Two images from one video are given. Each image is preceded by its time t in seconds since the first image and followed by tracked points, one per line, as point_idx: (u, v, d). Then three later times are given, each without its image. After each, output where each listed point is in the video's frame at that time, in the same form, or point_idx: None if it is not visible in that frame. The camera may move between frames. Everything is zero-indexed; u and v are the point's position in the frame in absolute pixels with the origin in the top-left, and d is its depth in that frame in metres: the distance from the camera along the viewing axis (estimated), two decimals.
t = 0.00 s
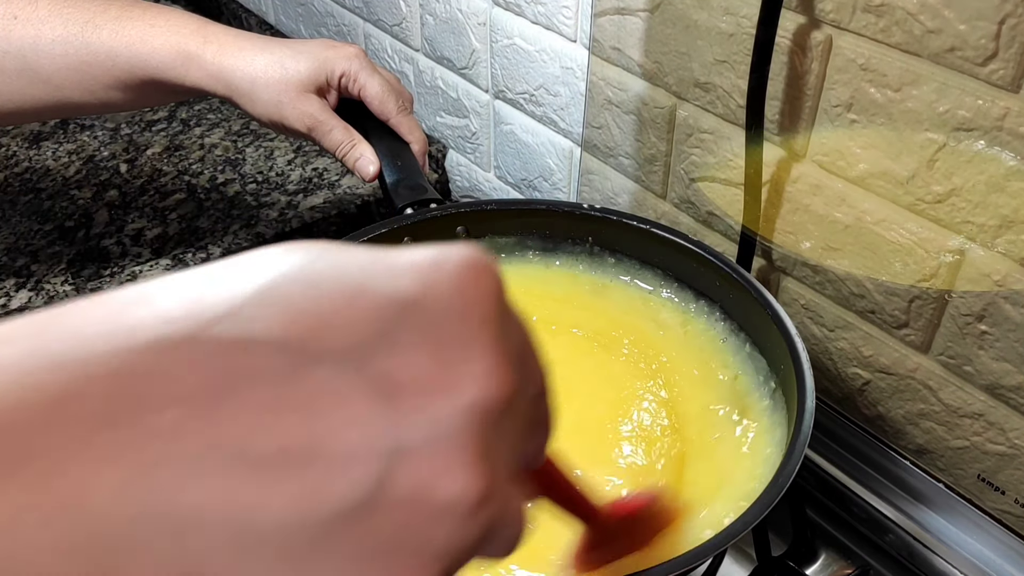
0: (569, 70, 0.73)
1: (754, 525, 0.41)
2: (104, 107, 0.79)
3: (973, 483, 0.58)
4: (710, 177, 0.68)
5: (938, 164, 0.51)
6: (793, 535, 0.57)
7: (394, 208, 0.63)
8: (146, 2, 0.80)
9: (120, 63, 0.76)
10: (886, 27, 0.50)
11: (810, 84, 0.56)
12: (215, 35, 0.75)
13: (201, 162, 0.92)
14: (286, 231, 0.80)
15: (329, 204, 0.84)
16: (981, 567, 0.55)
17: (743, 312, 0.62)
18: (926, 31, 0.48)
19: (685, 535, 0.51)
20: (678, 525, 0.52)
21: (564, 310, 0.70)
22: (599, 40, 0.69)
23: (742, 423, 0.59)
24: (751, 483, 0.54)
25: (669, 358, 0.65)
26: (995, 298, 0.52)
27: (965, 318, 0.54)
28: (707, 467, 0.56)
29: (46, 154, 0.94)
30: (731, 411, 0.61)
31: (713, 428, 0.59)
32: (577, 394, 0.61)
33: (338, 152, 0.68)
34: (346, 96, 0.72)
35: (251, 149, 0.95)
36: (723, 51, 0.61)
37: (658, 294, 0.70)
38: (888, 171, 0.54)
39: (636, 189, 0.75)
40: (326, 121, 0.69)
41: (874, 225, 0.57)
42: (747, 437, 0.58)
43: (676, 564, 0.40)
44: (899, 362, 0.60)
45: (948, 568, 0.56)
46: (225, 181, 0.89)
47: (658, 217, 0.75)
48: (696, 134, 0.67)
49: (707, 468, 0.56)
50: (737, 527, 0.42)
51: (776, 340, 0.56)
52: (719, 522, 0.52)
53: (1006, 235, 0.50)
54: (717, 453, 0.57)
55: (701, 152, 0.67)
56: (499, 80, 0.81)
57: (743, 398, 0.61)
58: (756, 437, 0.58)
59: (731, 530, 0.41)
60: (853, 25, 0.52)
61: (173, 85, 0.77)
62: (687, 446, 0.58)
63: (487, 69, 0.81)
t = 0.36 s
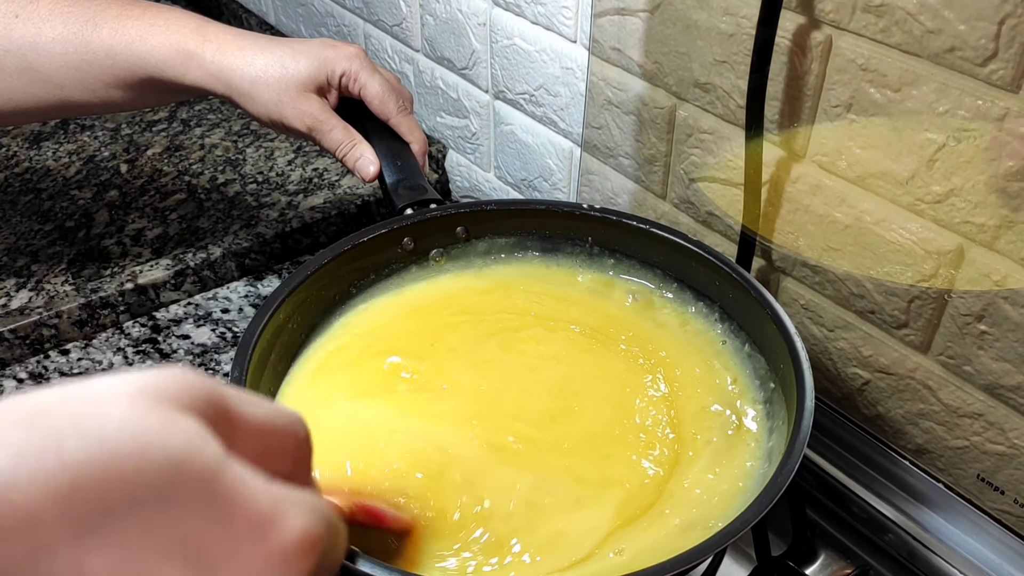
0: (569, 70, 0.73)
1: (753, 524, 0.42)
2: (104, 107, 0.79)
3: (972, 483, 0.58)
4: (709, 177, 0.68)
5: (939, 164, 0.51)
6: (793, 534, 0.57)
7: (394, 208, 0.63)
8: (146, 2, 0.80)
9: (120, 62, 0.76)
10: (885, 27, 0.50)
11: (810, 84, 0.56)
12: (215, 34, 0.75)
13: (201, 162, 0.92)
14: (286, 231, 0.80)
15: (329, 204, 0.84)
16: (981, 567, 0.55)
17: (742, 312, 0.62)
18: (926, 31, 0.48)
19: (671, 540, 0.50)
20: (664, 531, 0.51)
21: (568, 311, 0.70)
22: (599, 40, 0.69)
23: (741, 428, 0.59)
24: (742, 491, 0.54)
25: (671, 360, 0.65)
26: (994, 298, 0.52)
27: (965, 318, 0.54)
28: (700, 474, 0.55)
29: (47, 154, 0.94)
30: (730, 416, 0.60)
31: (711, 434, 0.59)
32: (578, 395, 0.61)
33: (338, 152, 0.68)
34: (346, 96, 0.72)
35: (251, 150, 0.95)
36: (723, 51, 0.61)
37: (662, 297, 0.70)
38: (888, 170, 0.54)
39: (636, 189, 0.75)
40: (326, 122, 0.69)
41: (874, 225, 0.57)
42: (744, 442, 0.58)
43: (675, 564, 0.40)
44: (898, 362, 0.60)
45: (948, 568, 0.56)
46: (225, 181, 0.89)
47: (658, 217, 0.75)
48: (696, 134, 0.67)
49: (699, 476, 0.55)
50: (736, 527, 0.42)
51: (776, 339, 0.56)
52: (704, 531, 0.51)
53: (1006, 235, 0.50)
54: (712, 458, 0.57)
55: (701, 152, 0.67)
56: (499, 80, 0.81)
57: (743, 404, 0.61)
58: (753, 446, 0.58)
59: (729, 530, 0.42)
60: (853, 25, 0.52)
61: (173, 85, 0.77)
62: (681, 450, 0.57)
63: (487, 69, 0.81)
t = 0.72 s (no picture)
0: (569, 70, 0.73)
1: (753, 525, 0.42)
2: (104, 107, 0.80)
3: (972, 483, 0.58)
4: (709, 177, 0.68)
5: (938, 164, 0.51)
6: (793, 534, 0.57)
7: (394, 208, 0.64)
8: (147, 3, 0.80)
9: (121, 63, 0.76)
10: (885, 27, 0.50)
11: (810, 84, 0.56)
12: (215, 35, 0.75)
13: (201, 162, 0.92)
14: (286, 231, 0.80)
15: (330, 204, 0.84)
16: (981, 567, 0.55)
17: (742, 313, 0.62)
18: (925, 31, 0.48)
19: (661, 545, 0.50)
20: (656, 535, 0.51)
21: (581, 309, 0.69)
22: (599, 40, 0.69)
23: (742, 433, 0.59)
24: (739, 497, 0.54)
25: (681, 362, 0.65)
26: (994, 298, 0.52)
27: (964, 318, 0.54)
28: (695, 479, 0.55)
29: (47, 154, 0.95)
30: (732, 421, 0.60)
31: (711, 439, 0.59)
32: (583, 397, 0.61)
33: (338, 153, 0.68)
34: (346, 95, 0.72)
35: (252, 150, 0.95)
36: (723, 51, 0.61)
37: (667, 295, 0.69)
38: (887, 171, 0.54)
39: (636, 190, 0.76)
40: (326, 122, 0.69)
41: (873, 226, 0.57)
42: (744, 444, 0.58)
43: (676, 564, 0.40)
44: (898, 362, 0.60)
45: (948, 568, 0.55)
46: (225, 182, 0.89)
47: (658, 217, 0.75)
48: (695, 134, 0.67)
49: (694, 481, 0.55)
50: (736, 527, 0.42)
51: (776, 339, 0.56)
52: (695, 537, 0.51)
53: (1006, 235, 0.50)
54: (711, 461, 0.57)
55: (701, 152, 0.67)
56: (499, 80, 0.81)
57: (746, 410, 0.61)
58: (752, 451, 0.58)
59: (730, 530, 0.42)
60: (853, 25, 0.52)
61: (174, 85, 0.77)
62: (684, 451, 0.57)
63: (487, 69, 0.81)
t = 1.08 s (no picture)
0: (569, 70, 0.73)
1: (753, 526, 0.41)
2: (105, 107, 0.80)
3: (972, 483, 0.59)
4: (709, 177, 0.68)
5: (938, 164, 0.51)
6: (793, 534, 0.57)
7: (395, 208, 0.64)
8: (147, 3, 0.80)
9: (122, 63, 0.76)
10: (885, 27, 0.50)
11: (810, 84, 0.56)
12: (216, 35, 0.75)
13: (201, 162, 0.92)
14: (286, 231, 0.80)
15: (330, 204, 0.84)
16: (981, 567, 0.55)
17: (742, 312, 0.62)
18: (925, 31, 0.48)
19: (641, 555, 0.50)
20: (639, 541, 0.51)
21: (585, 317, 0.69)
22: (599, 40, 0.69)
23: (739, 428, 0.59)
24: (733, 503, 0.54)
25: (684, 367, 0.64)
26: (994, 298, 0.52)
27: (964, 318, 0.54)
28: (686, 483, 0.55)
29: (47, 154, 0.95)
30: (730, 426, 0.59)
31: (709, 443, 0.58)
32: (582, 400, 0.60)
33: (338, 153, 0.68)
34: (346, 95, 0.72)
35: (252, 150, 0.95)
36: (723, 51, 0.61)
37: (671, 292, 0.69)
38: (888, 171, 0.54)
39: (635, 190, 0.75)
40: (327, 121, 0.69)
41: (874, 226, 0.57)
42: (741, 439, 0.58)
43: (675, 564, 0.40)
44: (898, 362, 0.60)
45: (948, 568, 0.55)
46: (225, 182, 0.89)
47: (658, 217, 0.75)
48: (695, 134, 0.67)
49: (685, 486, 0.55)
50: (737, 527, 0.42)
51: (776, 339, 0.56)
52: (674, 546, 0.51)
53: (1006, 236, 0.50)
54: (712, 456, 0.57)
55: (701, 153, 0.67)
56: (499, 80, 0.81)
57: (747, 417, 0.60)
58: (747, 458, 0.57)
59: (731, 530, 0.42)
60: (853, 25, 0.52)
61: (174, 85, 0.77)
62: (681, 458, 0.57)
63: (487, 69, 0.81)
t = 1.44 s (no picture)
0: (569, 70, 0.73)
1: (754, 525, 0.42)
2: (105, 108, 0.80)
3: (972, 483, 0.59)
4: (709, 177, 0.68)
5: (938, 164, 0.51)
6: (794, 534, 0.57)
7: (394, 208, 0.64)
8: (148, 5, 0.80)
9: (122, 65, 0.76)
10: (885, 28, 0.50)
11: (810, 84, 0.56)
12: (217, 37, 0.75)
13: (201, 162, 0.93)
14: (286, 231, 0.80)
15: (329, 204, 0.84)
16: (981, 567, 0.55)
17: (742, 312, 0.62)
18: (925, 32, 0.48)
19: (641, 555, 0.50)
20: (638, 540, 0.51)
21: (582, 309, 0.69)
22: (599, 40, 0.69)
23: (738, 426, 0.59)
24: (733, 504, 0.54)
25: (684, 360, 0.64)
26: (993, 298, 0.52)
27: (964, 318, 0.54)
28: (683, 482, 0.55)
29: (47, 154, 0.95)
30: (732, 425, 0.59)
31: (710, 443, 0.58)
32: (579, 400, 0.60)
33: (338, 154, 0.68)
34: (346, 96, 0.72)
35: (252, 150, 0.95)
36: (723, 51, 0.61)
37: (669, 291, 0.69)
38: (888, 171, 0.54)
39: (636, 190, 0.76)
40: (327, 122, 0.69)
41: (874, 226, 0.57)
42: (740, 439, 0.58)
43: (675, 564, 0.40)
44: (898, 362, 0.60)
45: (949, 568, 0.55)
46: (225, 182, 0.89)
47: (658, 217, 0.75)
48: (695, 135, 0.67)
49: (682, 485, 0.55)
50: (737, 527, 0.42)
51: (776, 339, 0.56)
52: (670, 545, 0.51)
53: (1006, 236, 0.50)
54: (713, 455, 0.57)
55: (701, 153, 0.67)
56: (499, 80, 0.81)
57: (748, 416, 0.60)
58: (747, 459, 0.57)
59: (731, 530, 0.42)
60: (853, 25, 0.52)
61: (175, 87, 0.77)
62: (679, 458, 0.57)
63: (487, 69, 0.81)
